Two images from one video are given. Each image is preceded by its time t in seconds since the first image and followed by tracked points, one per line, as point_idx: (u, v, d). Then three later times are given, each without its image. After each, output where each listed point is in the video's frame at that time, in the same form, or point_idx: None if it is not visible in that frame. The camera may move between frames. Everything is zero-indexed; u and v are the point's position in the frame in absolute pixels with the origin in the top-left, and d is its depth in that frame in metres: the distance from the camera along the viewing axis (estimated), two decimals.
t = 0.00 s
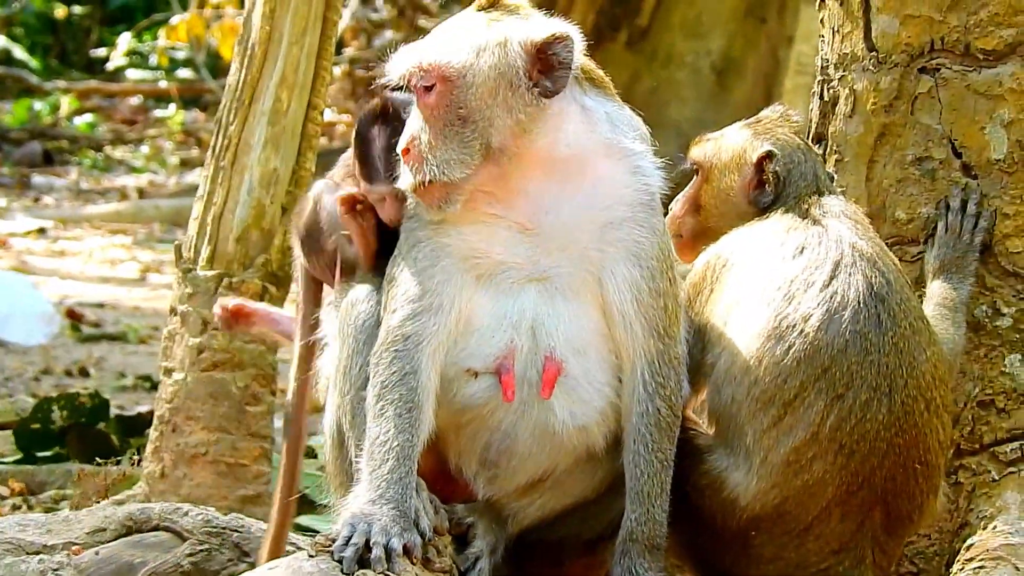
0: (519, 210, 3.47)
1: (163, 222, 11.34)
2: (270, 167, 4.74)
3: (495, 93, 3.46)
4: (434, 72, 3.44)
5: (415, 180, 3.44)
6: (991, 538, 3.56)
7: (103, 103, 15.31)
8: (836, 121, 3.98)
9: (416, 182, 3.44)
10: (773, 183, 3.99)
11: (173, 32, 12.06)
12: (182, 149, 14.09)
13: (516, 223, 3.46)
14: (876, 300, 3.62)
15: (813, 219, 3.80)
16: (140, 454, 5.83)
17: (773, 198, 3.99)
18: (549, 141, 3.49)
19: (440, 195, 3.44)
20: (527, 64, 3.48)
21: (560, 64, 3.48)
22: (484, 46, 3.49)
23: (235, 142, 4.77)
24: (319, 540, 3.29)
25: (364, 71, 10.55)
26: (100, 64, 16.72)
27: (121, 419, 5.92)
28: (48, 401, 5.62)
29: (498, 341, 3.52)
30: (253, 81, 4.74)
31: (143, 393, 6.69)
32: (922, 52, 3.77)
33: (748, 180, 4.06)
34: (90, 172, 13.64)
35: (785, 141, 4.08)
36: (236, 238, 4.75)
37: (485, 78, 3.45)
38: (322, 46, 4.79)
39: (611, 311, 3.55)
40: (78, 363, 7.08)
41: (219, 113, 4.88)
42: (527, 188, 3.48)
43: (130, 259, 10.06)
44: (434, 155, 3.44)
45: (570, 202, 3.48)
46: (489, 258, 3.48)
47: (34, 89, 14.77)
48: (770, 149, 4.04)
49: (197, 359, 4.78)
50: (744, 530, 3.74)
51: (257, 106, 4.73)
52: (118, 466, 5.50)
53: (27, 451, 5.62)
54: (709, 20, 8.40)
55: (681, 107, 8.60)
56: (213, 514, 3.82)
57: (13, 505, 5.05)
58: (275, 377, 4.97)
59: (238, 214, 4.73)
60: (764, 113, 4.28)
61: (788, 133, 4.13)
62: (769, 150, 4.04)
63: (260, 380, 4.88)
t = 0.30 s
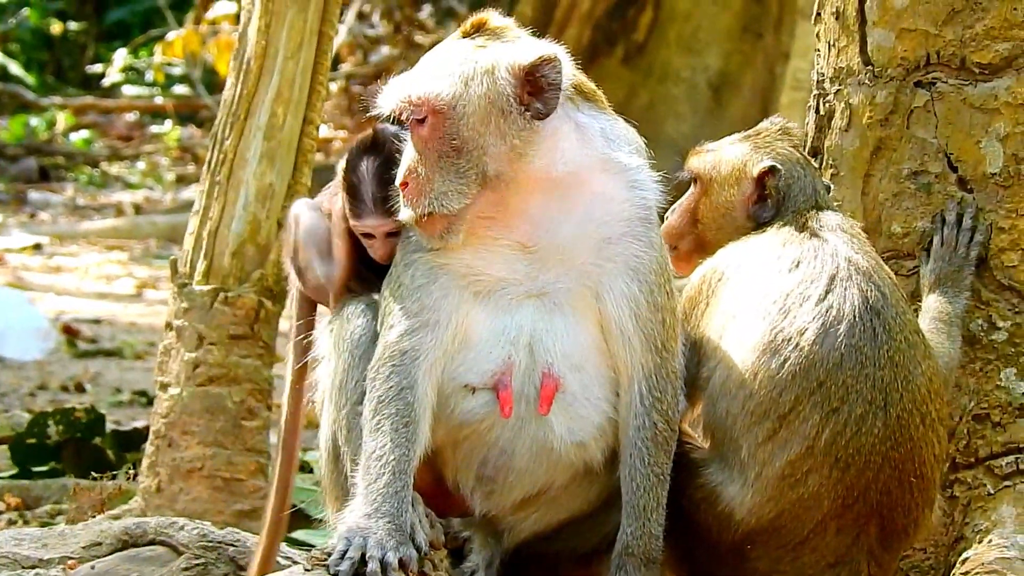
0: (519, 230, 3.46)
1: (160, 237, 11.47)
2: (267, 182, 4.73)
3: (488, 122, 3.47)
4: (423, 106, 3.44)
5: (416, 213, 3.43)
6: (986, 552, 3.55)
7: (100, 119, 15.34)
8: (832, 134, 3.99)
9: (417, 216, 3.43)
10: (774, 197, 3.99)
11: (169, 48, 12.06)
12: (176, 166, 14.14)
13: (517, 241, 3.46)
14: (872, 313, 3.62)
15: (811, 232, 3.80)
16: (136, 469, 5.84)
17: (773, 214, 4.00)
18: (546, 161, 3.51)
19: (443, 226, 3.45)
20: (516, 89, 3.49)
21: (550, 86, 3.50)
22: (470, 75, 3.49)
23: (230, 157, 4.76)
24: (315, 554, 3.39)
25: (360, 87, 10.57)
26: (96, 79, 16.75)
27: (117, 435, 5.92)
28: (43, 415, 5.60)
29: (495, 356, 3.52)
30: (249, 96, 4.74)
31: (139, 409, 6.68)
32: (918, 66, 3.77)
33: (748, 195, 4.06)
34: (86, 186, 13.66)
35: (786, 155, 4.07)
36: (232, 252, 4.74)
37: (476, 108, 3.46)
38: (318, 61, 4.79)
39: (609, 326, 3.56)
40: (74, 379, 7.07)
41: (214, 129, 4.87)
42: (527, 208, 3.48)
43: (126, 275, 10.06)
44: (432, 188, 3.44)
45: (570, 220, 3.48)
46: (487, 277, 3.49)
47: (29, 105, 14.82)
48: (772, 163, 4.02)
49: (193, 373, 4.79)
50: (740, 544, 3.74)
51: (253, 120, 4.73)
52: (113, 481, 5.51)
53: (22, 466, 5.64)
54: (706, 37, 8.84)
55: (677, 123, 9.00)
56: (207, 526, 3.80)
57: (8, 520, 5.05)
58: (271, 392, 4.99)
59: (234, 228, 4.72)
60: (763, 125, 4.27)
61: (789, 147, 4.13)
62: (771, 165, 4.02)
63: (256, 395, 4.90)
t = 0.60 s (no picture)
0: (516, 247, 3.46)
1: (150, 242, 11.46)
2: (256, 187, 4.76)
3: (483, 161, 3.47)
4: (416, 148, 3.42)
5: (416, 251, 3.43)
6: (975, 557, 3.59)
7: (90, 126, 15.31)
8: (822, 141, 4.01)
9: (418, 253, 3.43)
10: (765, 204, 4.00)
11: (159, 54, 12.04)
12: (167, 170, 14.01)
13: (513, 258, 3.47)
14: (862, 320, 3.64)
15: (801, 238, 3.83)
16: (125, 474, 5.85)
17: (765, 220, 4.01)
18: (540, 181, 3.50)
19: (445, 260, 3.44)
20: (506, 123, 3.49)
21: (542, 116, 3.49)
22: (460, 116, 3.48)
23: (220, 163, 4.75)
24: (303, 562, 3.44)
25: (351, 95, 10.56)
26: (86, 85, 16.73)
27: (108, 439, 5.93)
28: (32, 421, 5.62)
29: (488, 366, 3.53)
30: (239, 101, 4.73)
31: (127, 414, 6.68)
32: (908, 73, 3.79)
33: (739, 202, 4.07)
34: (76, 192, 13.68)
35: (778, 161, 4.08)
36: (221, 259, 4.74)
37: (470, 148, 3.46)
38: (308, 67, 4.80)
39: (602, 335, 3.57)
40: (64, 385, 7.06)
41: (204, 134, 4.87)
42: (523, 227, 3.47)
43: (116, 280, 10.08)
44: (433, 227, 3.43)
45: (565, 232, 3.49)
46: (480, 288, 3.50)
47: (20, 111, 14.84)
48: (762, 171, 4.03)
49: (183, 379, 4.79)
50: (730, 549, 3.73)
51: (242, 126, 4.72)
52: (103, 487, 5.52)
53: (12, 471, 5.67)
54: (698, 44, 9.28)
55: (668, 130, 9.49)
56: (198, 533, 3.76)
57: None
58: (261, 398, 5.00)
59: (224, 235, 4.73)
60: (753, 128, 4.29)
61: (781, 151, 4.13)
62: (762, 172, 4.03)
63: (246, 401, 4.90)
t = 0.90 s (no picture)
0: (497, 250, 3.79)
1: (160, 243, 11.88)
2: (257, 194, 5.08)
3: (469, 172, 3.80)
4: (408, 160, 3.73)
5: (406, 254, 3.74)
6: (915, 530, 3.92)
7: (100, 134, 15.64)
8: (778, 149, 4.48)
9: (410, 256, 3.74)
10: (726, 208, 4.44)
11: (163, 72, 12.28)
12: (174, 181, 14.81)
13: (495, 261, 3.80)
14: (812, 313, 3.97)
15: (758, 239, 4.21)
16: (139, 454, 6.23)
17: (725, 222, 4.45)
18: (519, 189, 3.82)
19: (432, 264, 3.76)
20: (490, 137, 3.82)
21: (522, 130, 3.83)
22: (447, 131, 3.80)
23: (224, 170, 5.11)
24: (302, 531, 3.61)
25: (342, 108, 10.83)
26: (99, 98, 17.10)
27: (121, 423, 6.33)
28: (54, 406, 6.00)
29: (470, 357, 3.88)
30: (240, 113, 5.08)
31: (142, 399, 7.07)
32: (855, 86, 4.21)
33: (704, 205, 4.52)
34: (93, 199, 14.20)
35: (741, 168, 4.52)
36: (225, 258, 5.11)
37: (457, 160, 3.79)
38: (304, 81, 5.14)
39: (574, 328, 3.91)
40: (82, 373, 7.42)
41: (210, 142, 5.23)
42: (504, 232, 3.81)
43: (128, 279, 10.46)
44: (425, 233, 3.75)
45: (540, 235, 3.82)
46: (463, 288, 3.83)
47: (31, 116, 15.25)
48: (724, 176, 4.48)
49: (189, 368, 5.12)
50: (690, 523, 4.07)
51: (244, 135, 5.07)
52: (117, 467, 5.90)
53: (35, 453, 6.01)
54: (658, 60, 9.41)
55: (632, 141, 9.60)
56: (205, 508, 4.17)
57: (22, 499, 5.41)
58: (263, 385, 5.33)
59: (227, 236, 5.08)
60: (717, 136, 4.76)
61: (744, 160, 4.58)
62: (724, 178, 4.47)
63: (249, 388, 5.24)
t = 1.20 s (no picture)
0: (481, 242, 3.84)
1: (153, 243, 11.80)
2: (249, 191, 5.25)
3: (450, 156, 3.86)
4: (389, 140, 3.81)
5: (383, 237, 3.80)
6: (906, 524, 3.98)
7: (98, 137, 15.93)
8: (766, 146, 4.48)
9: (386, 239, 3.80)
10: (719, 204, 4.42)
11: (158, 71, 12.46)
12: (169, 179, 14.62)
13: (479, 253, 3.84)
14: (801, 309, 3.99)
15: (749, 234, 4.22)
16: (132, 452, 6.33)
17: (717, 218, 4.42)
18: (503, 182, 3.87)
19: (409, 247, 3.81)
20: (473, 122, 3.88)
21: (504, 118, 3.89)
22: (431, 115, 3.87)
23: (215, 170, 5.24)
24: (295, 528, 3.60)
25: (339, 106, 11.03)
26: (93, 100, 17.24)
27: (115, 424, 6.45)
28: (47, 405, 6.13)
29: (459, 354, 3.91)
30: (233, 113, 5.20)
31: (135, 399, 7.17)
32: (842, 84, 4.23)
33: (697, 201, 4.49)
34: (85, 198, 14.09)
35: (733, 164, 4.49)
36: (217, 256, 5.23)
37: (438, 143, 3.85)
38: (295, 82, 5.27)
39: (563, 323, 3.94)
40: (75, 372, 7.54)
41: (201, 143, 5.36)
42: (488, 224, 3.85)
43: (123, 279, 10.52)
44: (402, 215, 3.81)
45: (526, 230, 3.86)
46: (451, 284, 3.87)
47: (31, 122, 15.45)
48: (717, 173, 4.44)
49: (183, 365, 5.26)
50: (681, 518, 4.08)
51: (236, 136, 5.20)
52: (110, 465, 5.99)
53: (29, 451, 6.11)
54: (649, 61, 9.48)
55: (622, 140, 9.71)
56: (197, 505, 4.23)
57: (16, 499, 5.48)
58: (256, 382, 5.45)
59: (220, 234, 5.22)
60: (710, 132, 4.72)
61: (735, 156, 4.55)
62: (718, 174, 4.44)
63: (241, 385, 5.37)
